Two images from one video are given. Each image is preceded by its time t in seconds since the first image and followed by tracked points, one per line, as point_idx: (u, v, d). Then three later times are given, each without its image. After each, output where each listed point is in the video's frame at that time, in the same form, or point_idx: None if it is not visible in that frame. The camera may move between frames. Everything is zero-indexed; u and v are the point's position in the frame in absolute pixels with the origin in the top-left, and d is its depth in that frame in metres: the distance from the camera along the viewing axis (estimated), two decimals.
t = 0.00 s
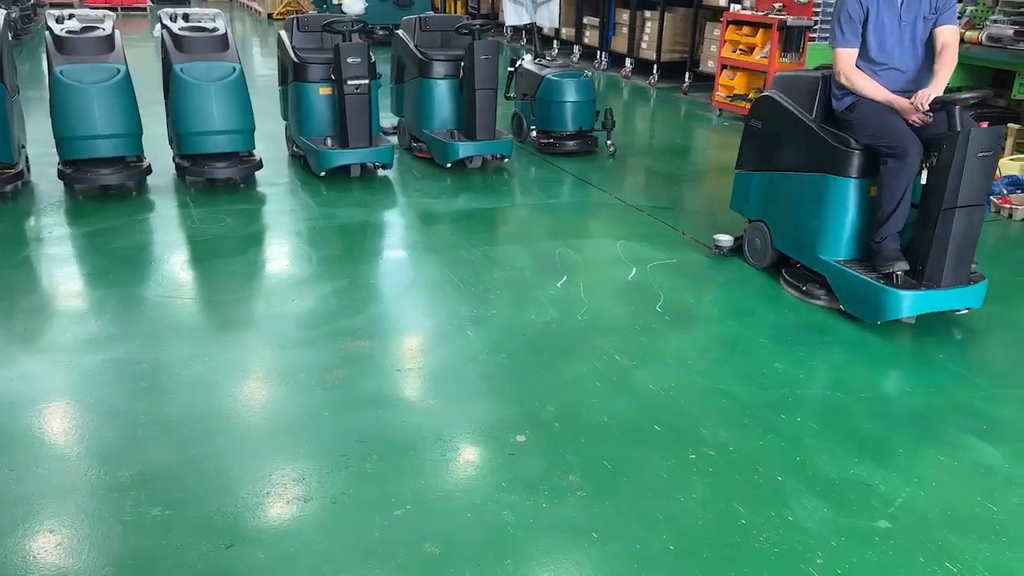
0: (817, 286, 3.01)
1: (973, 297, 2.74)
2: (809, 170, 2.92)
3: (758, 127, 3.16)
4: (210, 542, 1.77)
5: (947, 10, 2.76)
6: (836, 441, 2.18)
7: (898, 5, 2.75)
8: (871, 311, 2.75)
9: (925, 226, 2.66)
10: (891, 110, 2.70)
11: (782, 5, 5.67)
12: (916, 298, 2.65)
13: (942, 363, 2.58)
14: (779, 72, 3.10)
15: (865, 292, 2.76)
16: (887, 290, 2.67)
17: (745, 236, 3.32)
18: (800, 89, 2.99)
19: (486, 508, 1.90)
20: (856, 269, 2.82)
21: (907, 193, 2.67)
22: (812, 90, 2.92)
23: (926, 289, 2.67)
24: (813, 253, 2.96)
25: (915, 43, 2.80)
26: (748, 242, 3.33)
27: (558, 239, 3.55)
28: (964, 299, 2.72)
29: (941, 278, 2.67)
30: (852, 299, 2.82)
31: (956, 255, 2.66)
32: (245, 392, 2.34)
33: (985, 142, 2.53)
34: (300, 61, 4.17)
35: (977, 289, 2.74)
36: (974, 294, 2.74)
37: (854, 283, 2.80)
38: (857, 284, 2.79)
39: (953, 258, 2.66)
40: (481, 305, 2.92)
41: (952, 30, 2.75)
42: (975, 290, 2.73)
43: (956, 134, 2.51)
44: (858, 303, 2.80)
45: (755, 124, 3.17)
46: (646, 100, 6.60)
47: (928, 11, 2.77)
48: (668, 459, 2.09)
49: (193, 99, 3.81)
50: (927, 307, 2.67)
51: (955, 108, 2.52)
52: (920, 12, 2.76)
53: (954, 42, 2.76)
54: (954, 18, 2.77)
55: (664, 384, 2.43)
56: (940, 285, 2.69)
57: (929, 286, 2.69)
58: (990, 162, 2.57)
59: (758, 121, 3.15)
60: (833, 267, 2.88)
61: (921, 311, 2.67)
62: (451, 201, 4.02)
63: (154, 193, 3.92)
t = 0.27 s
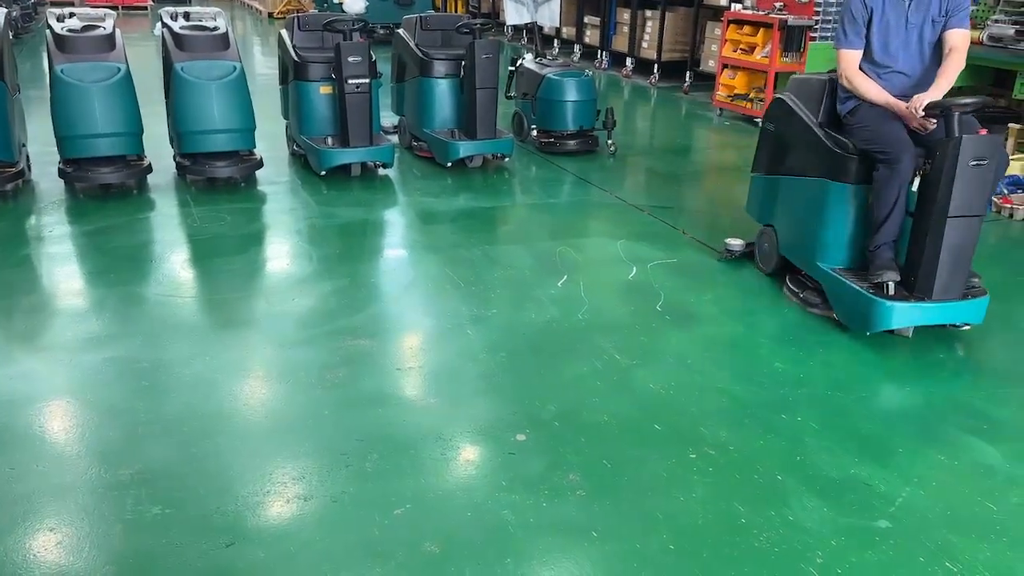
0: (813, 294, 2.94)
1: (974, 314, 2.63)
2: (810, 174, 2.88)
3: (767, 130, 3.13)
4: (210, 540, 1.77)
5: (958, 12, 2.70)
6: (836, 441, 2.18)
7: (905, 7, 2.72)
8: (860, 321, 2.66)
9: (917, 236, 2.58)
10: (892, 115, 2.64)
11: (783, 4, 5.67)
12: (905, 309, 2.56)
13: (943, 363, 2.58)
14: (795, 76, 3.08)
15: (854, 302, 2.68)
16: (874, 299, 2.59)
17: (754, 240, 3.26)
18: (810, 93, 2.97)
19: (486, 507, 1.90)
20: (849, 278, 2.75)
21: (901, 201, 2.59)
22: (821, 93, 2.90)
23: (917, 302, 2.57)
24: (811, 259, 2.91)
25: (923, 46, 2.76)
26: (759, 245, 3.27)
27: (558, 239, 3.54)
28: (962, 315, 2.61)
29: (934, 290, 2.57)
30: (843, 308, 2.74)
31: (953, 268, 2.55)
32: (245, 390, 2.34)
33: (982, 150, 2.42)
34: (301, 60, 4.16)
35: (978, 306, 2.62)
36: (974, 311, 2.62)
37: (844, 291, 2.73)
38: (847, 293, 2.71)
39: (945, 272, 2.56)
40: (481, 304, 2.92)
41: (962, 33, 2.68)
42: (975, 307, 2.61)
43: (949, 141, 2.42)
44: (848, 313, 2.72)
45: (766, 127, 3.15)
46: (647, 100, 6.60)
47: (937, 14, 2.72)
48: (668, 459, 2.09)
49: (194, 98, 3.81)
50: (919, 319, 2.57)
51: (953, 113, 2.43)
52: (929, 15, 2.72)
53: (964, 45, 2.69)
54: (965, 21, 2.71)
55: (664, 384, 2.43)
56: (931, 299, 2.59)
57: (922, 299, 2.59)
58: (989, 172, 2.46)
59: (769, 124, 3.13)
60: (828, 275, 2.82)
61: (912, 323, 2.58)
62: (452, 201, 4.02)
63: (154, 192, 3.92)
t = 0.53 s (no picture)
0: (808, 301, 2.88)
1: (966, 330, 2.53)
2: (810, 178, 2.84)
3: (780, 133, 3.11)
4: (213, 538, 1.77)
5: (970, 15, 2.65)
6: (840, 441, 2.17)
7: (912, 10, 2.69)
8: (847, 331, 2.60)
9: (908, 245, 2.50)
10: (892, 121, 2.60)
11: (787, 4, 5.66)
12: (889, 320, 2.49)
13: (947, 363, 2.57)
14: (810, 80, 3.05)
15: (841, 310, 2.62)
16: (859, 309, 2.53)
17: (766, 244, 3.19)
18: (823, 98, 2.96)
19: (489, 506, 1.90)
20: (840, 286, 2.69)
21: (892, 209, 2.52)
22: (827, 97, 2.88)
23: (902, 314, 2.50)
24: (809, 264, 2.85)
25: (931, 50, 2.72)
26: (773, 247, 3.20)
27: (562, 238, 3.54)
28: (952, 331, 2.51)
29: (921, 302, 2.50)
30: (832, 317, 2.68)
31: (941, 281, 2.47)
32: (249, 389, 2.34)
33: (970, 158, 2.35)
34: (305, 59, 4.16)
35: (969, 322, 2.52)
36: (965, 327, 2.53)
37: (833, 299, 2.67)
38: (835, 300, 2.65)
39: (933, 285, 2.48)
40: (485, 304, 2.92)
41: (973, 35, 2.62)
42: (967, 323, 2.52)
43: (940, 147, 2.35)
44: (836, 321, 2.66)
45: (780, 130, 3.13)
46: (651, 99, 6.59)
47: (946, 17, 2.68)
48: (671, 458, 2.09)
49: (198, 97, 3.82)
50: (907, 332, 2.50)
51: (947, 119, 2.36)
52: (937, 18, 2.68)
53: (973, 48, 2.63)
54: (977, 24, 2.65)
55: (667, 384, 2.43)
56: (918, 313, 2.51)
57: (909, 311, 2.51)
58: (979, 182, 2.38)
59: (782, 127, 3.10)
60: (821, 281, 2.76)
61: (899, 334, 2.51)
62: (455, 200, 4.02)
63: (158, 191, 3.92)
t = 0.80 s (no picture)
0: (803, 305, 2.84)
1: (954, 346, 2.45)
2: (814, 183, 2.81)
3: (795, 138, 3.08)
4: (220, 536, 1.78)
5: (979, 19, 2.55)
6: (847, 443, 2.17)
7: (918, 13, 2.62)
8: (830, 340, 2.56)
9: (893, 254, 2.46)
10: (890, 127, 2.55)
11: (796, 4, 5.64)
12: (869, 330, 2.45)
13: (955, 364, 2.56)
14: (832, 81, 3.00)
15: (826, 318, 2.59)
16: (841, 318, 2.50)
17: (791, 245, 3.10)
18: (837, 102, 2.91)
19: (495, 506, 1.90)
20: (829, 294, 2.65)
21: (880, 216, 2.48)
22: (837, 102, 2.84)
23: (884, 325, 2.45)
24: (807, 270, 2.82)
25: (937, 53, 2.64)
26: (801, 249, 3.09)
27: (569, 238, 3.54)
28: (938, 345, 2.44)
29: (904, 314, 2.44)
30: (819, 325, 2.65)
31: (925, 292, 2.41)
32: (256, 388, 2.35)
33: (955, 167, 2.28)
34: (313, 59, 4.17)
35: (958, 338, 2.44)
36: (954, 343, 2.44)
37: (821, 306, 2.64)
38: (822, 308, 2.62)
39: (916, 296, 2.42)
40: (491, 303, 2.92)
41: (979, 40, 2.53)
42: (954, 338, 2.44)
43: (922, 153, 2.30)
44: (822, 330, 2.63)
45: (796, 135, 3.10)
46: (659, 99, 6.58)
47: (953, 20, 2.59)
48: (677, 459, 2.09)
49: (206, 96, 3.83)
50: (889, 344, 2.44)
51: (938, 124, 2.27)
52: (944, 20, 2.60)
53: (980, 54, 2.54)
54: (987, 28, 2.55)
55: (674, 384, 2.43)
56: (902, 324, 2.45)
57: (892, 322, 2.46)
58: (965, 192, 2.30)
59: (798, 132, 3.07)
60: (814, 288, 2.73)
61: (879, 347, 2.45)
62: (462, 200, 4.02)
63: (167, 190, 3.94)
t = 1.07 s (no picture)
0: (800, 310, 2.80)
1: (940, 362, 2.35)
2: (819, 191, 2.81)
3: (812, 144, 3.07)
4: (230, 534, 1.79)
5: (985, 21, 2.46)
6: (857, 444, 2.16)
7: (921, 15, 2.55)
8: (812, 347, 2.52)
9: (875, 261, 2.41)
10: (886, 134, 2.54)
11: (807, 4, 5.62)
12: (847, 338, 2.40)
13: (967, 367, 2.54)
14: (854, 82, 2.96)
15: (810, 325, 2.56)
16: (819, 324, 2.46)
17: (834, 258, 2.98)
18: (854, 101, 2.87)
19: (504, 505, 1.90)
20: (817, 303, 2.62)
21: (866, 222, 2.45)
22: (845, 108, 2.83)
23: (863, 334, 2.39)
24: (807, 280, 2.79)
25: (940, 57, 2.56)
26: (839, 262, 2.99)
27: (578, 238, 3.54)
28: (920, 360, 2.35)
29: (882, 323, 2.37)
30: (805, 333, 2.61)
31: (906, 302, 2.34)
32: (267, 386, 2.36)
33: (932, 172, 2.25)
34: (323, 58, 4.18)
35: (943, 352, 2.34)
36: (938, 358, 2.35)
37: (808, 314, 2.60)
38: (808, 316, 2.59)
39: (895, 305, 2.35)
40: (501, 303, 2.92)
41: (983, 42, 2.44)
42: (938, 352, 2.34)
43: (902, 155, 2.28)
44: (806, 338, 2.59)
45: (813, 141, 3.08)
46: (669, 99, 6.57)
47: (958, 23, 2.51)
48: (686, 459, 2.08)
49: (218, 96, 3.85)
50: (866, 354, 2.38)
51: (926, 129, 2.25)
52: (949, 23, 2.52)
53: (985, 56, 2.45)
54: (994, 30, 2.46)
55: (683, 384, 2.42)
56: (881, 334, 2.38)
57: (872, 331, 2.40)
58: (945, 200, 2.26)
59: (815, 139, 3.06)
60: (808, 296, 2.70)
61: (855, 355, 2.39)
62: (472, 199, 4.03)
63: (178, 188, 3.96)
